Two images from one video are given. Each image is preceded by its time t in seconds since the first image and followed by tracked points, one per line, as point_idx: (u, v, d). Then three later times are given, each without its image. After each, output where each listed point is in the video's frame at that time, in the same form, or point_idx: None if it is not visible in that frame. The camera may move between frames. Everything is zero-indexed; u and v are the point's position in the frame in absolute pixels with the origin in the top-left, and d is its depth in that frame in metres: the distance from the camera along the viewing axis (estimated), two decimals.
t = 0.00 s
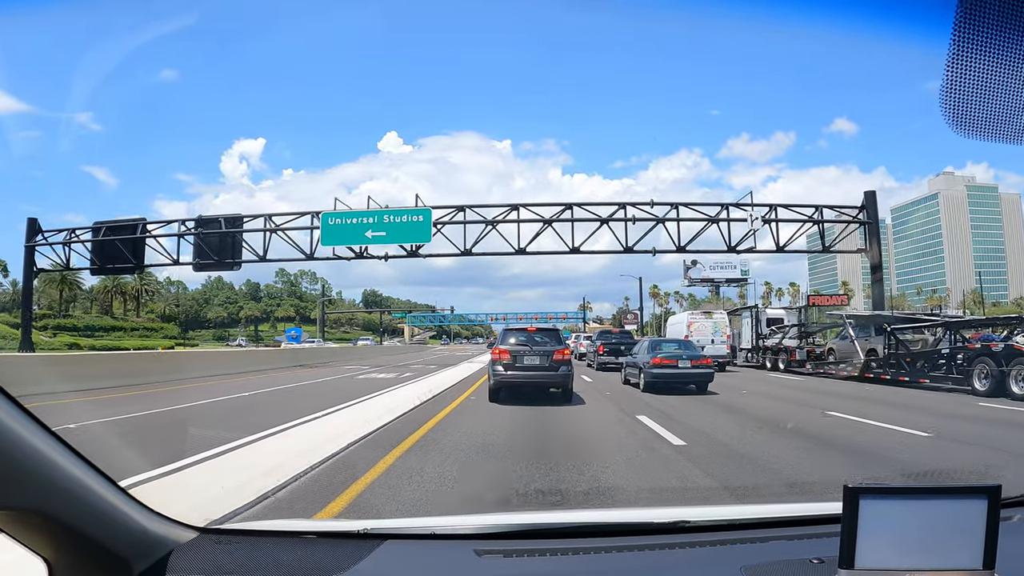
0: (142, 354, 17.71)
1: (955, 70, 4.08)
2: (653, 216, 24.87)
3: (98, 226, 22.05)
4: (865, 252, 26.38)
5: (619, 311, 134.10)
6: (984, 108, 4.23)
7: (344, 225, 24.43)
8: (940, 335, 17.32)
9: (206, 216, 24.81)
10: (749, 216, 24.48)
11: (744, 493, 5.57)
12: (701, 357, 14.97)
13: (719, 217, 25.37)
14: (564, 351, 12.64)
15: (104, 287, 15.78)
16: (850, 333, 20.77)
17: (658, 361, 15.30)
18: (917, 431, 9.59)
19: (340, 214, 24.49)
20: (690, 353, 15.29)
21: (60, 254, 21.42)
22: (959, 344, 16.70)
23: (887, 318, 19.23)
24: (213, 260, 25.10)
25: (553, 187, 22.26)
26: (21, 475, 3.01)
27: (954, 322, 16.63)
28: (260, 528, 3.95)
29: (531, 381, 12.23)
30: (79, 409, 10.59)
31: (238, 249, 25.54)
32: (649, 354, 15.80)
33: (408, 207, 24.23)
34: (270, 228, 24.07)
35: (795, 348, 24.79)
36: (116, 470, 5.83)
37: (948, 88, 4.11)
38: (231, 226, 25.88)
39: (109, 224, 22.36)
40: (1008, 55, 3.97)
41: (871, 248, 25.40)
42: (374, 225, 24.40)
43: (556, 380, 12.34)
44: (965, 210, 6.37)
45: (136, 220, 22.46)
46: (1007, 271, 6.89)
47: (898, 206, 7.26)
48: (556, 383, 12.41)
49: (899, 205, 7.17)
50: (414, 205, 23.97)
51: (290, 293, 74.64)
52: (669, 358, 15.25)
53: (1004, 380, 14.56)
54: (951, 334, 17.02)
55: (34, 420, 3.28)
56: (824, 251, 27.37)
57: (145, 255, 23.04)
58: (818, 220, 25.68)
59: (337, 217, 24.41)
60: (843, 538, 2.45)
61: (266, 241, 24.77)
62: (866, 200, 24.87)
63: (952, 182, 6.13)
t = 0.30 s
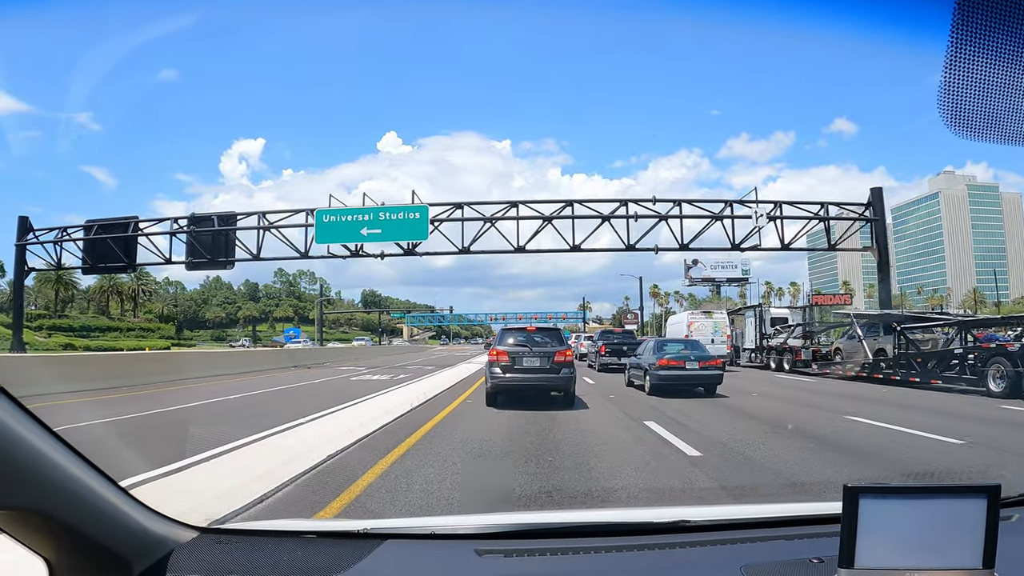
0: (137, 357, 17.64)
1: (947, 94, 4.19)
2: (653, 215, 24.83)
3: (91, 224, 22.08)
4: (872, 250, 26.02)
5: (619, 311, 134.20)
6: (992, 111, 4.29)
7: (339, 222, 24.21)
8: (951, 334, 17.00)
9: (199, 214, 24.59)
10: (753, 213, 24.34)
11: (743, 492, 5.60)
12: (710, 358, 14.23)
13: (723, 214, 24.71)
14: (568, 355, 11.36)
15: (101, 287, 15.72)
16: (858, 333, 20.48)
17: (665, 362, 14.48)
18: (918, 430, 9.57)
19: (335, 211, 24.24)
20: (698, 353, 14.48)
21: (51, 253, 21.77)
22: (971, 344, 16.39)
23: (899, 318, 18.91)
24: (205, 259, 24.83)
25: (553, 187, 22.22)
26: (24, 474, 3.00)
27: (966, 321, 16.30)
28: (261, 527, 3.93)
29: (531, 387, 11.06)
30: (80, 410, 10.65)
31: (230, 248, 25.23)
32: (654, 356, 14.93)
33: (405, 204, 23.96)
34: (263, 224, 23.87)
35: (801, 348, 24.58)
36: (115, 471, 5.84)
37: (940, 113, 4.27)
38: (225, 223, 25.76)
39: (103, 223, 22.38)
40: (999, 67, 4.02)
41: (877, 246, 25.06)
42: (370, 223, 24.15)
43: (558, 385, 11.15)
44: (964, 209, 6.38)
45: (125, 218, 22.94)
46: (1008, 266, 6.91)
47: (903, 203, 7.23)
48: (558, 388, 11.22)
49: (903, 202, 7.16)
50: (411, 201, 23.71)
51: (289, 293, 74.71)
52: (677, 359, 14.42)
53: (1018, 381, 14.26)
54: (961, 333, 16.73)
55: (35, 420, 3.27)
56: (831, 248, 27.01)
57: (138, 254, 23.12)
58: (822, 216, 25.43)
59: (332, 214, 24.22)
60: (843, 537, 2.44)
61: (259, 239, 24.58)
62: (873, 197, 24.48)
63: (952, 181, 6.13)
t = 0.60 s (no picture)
0: (141, 356, 17.74)
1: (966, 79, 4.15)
2: (654, 214, 24.82)
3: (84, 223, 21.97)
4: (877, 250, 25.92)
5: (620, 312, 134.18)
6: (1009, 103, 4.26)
7: (335, 221, 24.05)
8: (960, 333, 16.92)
9: (193, 213, 24.49)
10: (757, 211, 24.25)
11: (747, 491, 5.62)
12: (719, 359, 13.62)
13: (727, 213, 24.17)
14: (569, 355, 10.99)
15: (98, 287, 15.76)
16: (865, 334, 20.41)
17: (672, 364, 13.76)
18: (922, 430, 9.55)
19: (331, 210, 24.12)
20: (705, 355, 13.82)
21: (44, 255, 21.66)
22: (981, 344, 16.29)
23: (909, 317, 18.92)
24: (200, 258, 24.73)
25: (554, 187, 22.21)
26: (27, 474, 2.99)
27: (974, 321, 16.21)
28: (264, 527, 3.92)
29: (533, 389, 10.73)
30: (83, 410, 10.69)
31: (225, 247, 25.15)
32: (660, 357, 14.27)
33: (404, 202, 23.96)
34: (259, 223, 23.70)
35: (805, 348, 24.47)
36: (118, 470, 5.83)
37: (956, 104, 4.22)
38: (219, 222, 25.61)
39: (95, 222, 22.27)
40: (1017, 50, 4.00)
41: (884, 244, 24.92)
42: (366, 222, 24.08)
43: (561, 387, 10.84)
44: (966, 208, 6.39)
45: (120, 217, 22.83)
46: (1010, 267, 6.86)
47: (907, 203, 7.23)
48: (559, 390, 10.89)
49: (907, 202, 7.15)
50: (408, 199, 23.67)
51: (290, 295, 74.71)
52: (684, 361, 13.73)
53: None
54: (971, 333, 16.62)
55: (37, 419, 3.25)
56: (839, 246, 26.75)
57: (131, 253, 23.01)
58: (828, 215, 25.31)
59: (328, 213, 24.08)
60: (850, 535, 2.42)
61: (254, 238, 24.51)
62: (879, 194, 24.25)
63: (953, 181, 6.13)
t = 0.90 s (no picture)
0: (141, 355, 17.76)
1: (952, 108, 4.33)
2: (656, 211, 24.74)
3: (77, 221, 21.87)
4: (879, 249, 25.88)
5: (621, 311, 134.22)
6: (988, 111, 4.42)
7: (331, 218, 24.03)
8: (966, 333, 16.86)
9: (188, 211, 24.39)
10: (762, 209, 24.14)
11: (748, 491, 5.66)
12: (727, 359, 13.13)
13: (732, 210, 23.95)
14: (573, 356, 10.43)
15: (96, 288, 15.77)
16: (868, 334, 20.37)
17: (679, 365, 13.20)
18: (924, 430, 9.55)
19: (328, 208, 24.09)
20: (713, 355, 13.34)
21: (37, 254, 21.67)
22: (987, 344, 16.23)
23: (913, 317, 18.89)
24: (195, 257, 24.63)
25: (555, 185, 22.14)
26: (35, 478, 3.00)
27: (980, 321, 16.17)
28: (267, 527, 3.93)
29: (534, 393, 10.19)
30: (84, 410, 10.70)
31: (221, 246, 25.07)
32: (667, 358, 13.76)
33: (403, 200, 23.89)
34: (258, 220, 23.64)
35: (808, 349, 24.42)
36: (121, 470, 5.84)
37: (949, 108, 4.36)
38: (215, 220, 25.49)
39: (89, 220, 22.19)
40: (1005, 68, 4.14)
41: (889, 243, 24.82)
42: (364, 219, 24.11)
43: (563, 389, 10.21)
44: (966, 208, 6.37)
45: (114, 215, 22.64)
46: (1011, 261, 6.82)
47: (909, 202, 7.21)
48: (562, 394, 10.21)
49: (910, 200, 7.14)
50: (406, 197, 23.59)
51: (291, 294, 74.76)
52: (692, 361, 13.20)
53: None
54: (977, 332, 16.55)
55: (42, 419, 3.24)
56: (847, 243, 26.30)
57: (125, 251, 22.92)
58: (834, 212, 25.17)
59: (324, 210, 24.06)
60: (847, 536, 2.42)
61: (251, 236, 24.41)
62: (885, 192, 24.06)
63: (954, 180, 6.14)
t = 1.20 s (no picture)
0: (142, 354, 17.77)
1: (947, 137, 4.24)
2: (657, 209, 24.68)
3: (71, 220, 21.89)
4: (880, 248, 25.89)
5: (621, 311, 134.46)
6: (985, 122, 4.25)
7: (328, 216, 24.04)
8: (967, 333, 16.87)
9: (182, 209, 24.30)
10: (767, 206, 24.02)
11: (749, 489, 5.70)
12: (735, 360, 12.81)
13: (735, 207, 23.90)
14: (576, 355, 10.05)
15: (94, 286, 15.66)
16: (869, 334, 20.34)
17: (685, 366, 12.80)
18: (925, 430, 9.56)
19: (324, 205, 24.11)
20: (720, 355, 13.01)
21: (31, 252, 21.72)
22: (989, 344, 16.22)
23: (915, 316, 18.86)
24: (191, 256, 24.59)
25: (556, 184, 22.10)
26: (41, 478, 3.01)
27: (981, 320, 16.18)
28: (270, 526, 3.92)
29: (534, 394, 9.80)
30: (87, 410, 10.64)
31: (217, 244, 25.03)
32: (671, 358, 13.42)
33: (400, 197, 23.79)
34: (256, 217, 23.59)
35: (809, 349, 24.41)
36: (124, 469, 5.84)
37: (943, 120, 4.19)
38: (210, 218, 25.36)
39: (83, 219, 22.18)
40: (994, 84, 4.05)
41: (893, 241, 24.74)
42: (361, 216, 24.07)
43: (564, 392, 9.84)
44: (969, 206, 6.40)
45: (109, 213, 22.98)
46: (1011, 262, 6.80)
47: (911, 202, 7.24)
48: (564, 396, 9.89)
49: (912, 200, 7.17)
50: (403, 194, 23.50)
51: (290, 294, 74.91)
52: (698, 362, 12.83)
53: None
54: (979, 332, 16.51)
55: (47, 419, 3.25)
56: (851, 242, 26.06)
57: (120, 250, 22.93)
58: (838, 210, 25.10)
59: (320, 207, 24.10)
60: (843, 534, 2.41)
61: (247, 232, 24.34)
62: (890, 189, 23.94)
63: (955, 178, 6.22)
